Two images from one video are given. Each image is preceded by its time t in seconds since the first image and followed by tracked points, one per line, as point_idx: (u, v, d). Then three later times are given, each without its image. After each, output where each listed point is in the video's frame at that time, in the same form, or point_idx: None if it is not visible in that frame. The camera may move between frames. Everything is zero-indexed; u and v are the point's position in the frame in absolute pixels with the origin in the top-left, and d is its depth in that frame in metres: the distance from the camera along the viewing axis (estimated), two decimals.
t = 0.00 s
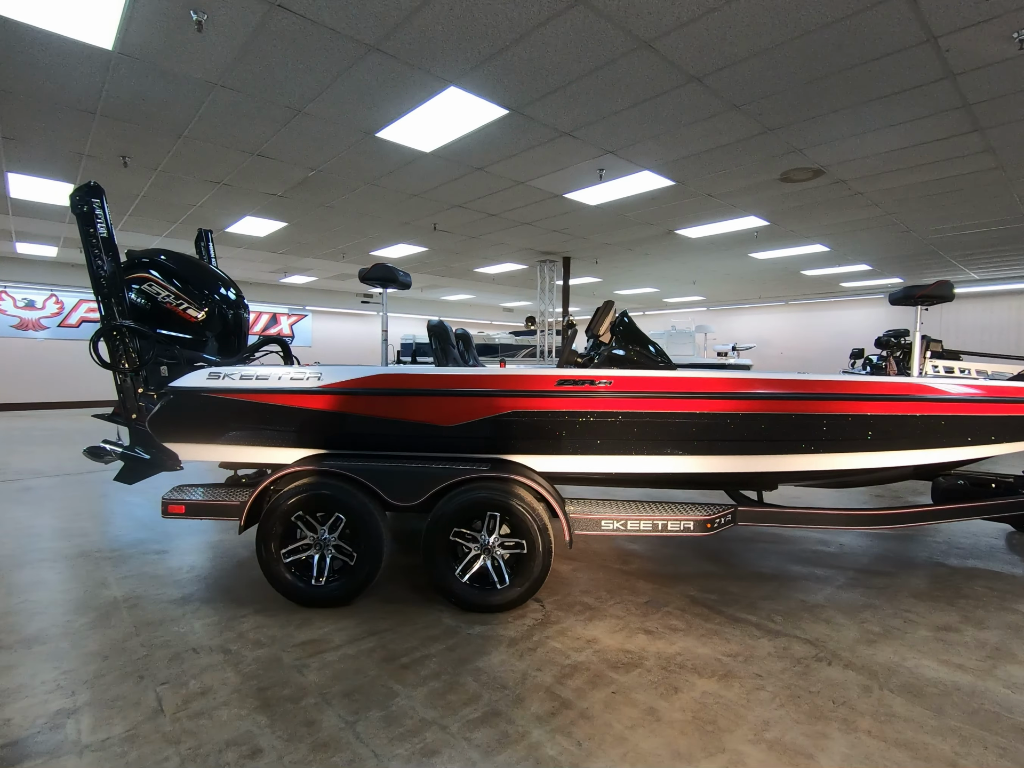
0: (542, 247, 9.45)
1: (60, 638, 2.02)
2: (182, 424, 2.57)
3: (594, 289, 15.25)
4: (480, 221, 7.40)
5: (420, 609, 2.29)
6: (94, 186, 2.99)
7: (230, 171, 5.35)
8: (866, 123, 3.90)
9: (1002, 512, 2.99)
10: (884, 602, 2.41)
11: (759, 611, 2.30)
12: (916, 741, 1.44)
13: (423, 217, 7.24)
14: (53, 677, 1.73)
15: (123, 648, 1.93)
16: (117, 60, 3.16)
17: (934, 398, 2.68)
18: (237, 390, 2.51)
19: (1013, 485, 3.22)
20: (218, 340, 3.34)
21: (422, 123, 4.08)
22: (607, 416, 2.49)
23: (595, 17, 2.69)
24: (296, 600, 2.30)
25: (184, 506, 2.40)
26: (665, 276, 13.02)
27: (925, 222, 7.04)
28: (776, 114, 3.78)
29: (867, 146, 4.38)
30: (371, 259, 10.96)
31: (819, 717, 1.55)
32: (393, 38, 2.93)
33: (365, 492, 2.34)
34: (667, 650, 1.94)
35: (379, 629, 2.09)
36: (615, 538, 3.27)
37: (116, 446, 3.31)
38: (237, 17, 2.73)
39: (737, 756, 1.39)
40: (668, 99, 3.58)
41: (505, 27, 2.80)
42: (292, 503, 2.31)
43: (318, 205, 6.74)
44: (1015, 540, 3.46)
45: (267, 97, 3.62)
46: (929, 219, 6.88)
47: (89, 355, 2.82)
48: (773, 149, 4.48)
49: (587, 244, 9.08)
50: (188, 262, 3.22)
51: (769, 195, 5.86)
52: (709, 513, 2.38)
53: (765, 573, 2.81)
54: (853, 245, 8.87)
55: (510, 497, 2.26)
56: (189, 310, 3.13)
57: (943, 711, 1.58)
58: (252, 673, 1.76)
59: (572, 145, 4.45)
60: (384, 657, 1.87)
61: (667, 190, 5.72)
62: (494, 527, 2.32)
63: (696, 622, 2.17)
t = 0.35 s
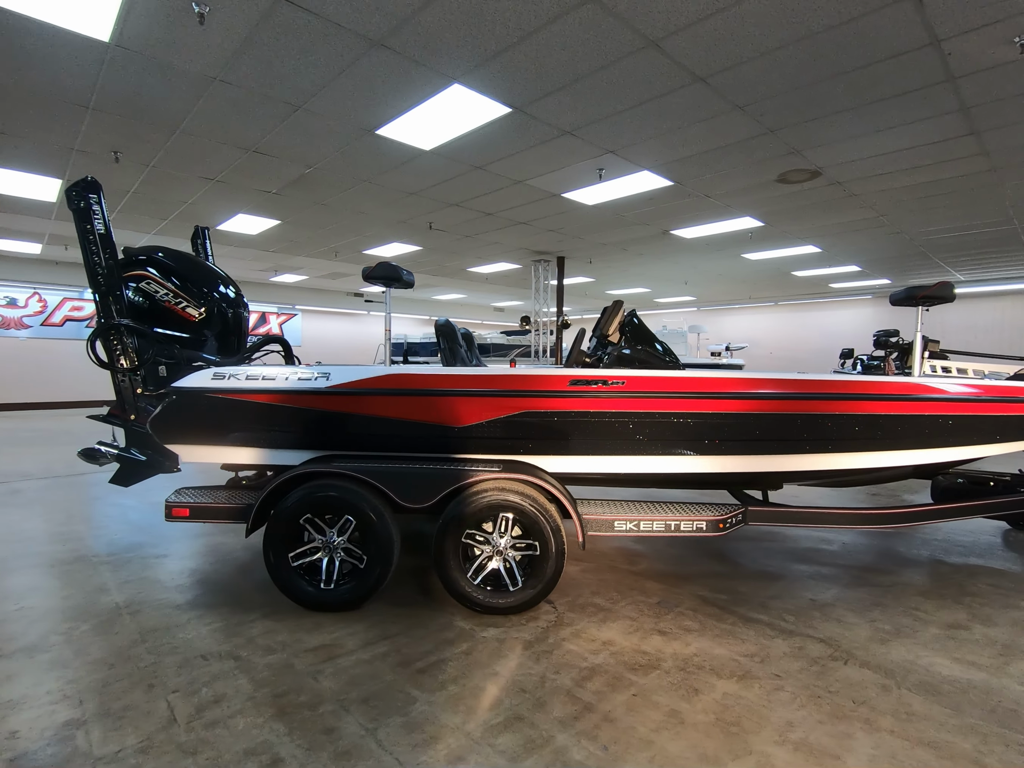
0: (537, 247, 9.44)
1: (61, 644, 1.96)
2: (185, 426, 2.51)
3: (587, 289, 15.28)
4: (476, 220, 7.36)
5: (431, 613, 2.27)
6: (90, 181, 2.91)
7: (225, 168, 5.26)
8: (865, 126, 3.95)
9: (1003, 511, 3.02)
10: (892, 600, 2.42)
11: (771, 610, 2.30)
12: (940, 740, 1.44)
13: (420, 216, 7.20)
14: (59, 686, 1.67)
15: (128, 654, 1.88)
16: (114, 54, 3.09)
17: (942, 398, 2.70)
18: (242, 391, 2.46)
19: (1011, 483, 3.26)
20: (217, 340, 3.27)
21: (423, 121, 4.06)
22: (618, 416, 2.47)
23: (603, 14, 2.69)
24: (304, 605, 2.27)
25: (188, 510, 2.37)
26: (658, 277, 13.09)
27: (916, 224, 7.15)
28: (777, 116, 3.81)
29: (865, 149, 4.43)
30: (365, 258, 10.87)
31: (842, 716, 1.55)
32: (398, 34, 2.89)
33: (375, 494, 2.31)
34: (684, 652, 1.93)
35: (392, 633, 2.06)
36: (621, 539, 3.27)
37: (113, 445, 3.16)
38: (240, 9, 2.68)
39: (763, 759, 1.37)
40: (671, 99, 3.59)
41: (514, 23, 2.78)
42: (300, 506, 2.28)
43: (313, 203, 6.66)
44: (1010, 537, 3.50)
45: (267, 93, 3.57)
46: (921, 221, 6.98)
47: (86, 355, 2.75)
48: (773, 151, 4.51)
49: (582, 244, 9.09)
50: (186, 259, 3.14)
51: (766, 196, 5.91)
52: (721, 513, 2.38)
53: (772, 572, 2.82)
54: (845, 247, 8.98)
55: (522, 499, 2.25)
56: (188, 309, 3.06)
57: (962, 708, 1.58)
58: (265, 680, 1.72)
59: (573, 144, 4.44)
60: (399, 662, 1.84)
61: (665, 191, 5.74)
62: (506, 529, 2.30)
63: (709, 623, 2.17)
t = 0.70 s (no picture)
0: (528, 247, 9.43)
1: (54, 653, 1.90)
2: (181, 429, 2.46)
3: (575, 289, 15.31)
4: (468, 220, 7.33)
5: (435, 617, 2.24)
6: (81, 177, 2.83)
7: (214, 165, 5.17)
8: (857, 130, 4.01)
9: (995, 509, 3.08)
10: (889, 598, 2.46)
11: (773, 610, 2.32)
12: (947, 737, 1.46)
13: (411, 215, 7.15)
14: (55, 697, 1.62)
15: (125, 663, 1.83)
16: (104, 46, 3.00)
17: (938, 399, 2.74)
18: (242, 393, 2.42)
19: (999, 482, 3.33)
20: (210, 340, 3.21)
21: (419, 119, 4.03)
22: (623, 417, 2.47)
23: (604, 15, 2.69)
24: (305, 610, 2.23)
25: (184, 515, 2.32)
26: (647, 278, 13.18)
27: (901, 227, 7.29)
28: (771, 119, 3.85)
29: (854, 153, 4.50)
30: (353, 257, 10.76)
31: (851, 714, 1.56)
32: (397, 31, 2.86)
33: (379, 497, 2.29)
34: (691, 652, 1.93)
35: (397, 638, 2.04)
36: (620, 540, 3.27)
37: (101, 446, 3.04)
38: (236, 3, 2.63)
39: (778, 760, 1.38)
40: (668, 101, 3.61)
41: (514, 22, 2.77)
42: (302, 509, 2.24)
43: (303, 201, 6.58)
44: (998, 534, 3.58)
45: (261, 89, 3.51)
46: (905, 224, 7.11)
47: (74, 355, 2.70)
48: (766, 154, 4.57)
49: (573, 245, 9.11)
50: (176, 258, 3.09)
51: (756, 198, 5.97)
52: (724, 513, 2.40)
53: (771, 571, 2.84)
54: (830, 249, 9.13)
55: (528, 501, 2.24)
56: (181, 308, 3.01)
57: (966, 705, 1.61)
58: (270, 688, 1.69)
59: (569, 145, 4.44)
60: (406, 668, 1.82)
61: (658, 192, 5.77)
62: (510, 532, 2.29)
63: (714, 623, 2.17)
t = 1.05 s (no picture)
0: (516, 247, 9.42)
1: (43, 663, 1.83)
2: (173, 431, 2.40)
3: (561, 289, 15.35)
4: (456, 219, 7.29)
5: (436, 620, 2.23)
6: (65, 170, 2.73)
7: (199, 161, 5.06)
8: (844, 134, 4.08)
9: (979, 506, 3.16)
10: (881, 594, 2.51)
11: (770, 607, 2.35)
12: (948, 730, 1.49)
13: (400, 214, 7.09)
14: (47, 709, 1.56)
15: (120, 671, 1.77)
16: (88, 36, 2.91)
17: (928, 398, 2.80)
18: (238, 393, 2.37)
19: (981, 479, 3.42)
20: (200, 339, 3.13)
21: (411, 118, 4.00)
22: (623, 416, 2.48)
23: (602, 16, 2.70)
24: (303, 614, 2.19)
25: (178, 520, 2.26)
26: (632, 278, 13.29)
27: (882, 230, 7.45)
28: (761, 122, 3.91)
29: (840, 157, 4.59)
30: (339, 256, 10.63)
31: (855, 710, 1.59)
32: (394, 27, 2.83)
33: (379, 498, 2.26)
34: (693, 651, 1.95)
35: (399, 641, 2.01)
36: (616, 539, 3.29)
37: (83, 447, 2.92)
38: None
39: (787, 756, 1.39)
40: (660, 104, 3.64)
41: (512, 21, 2.76)
42: (300, 512, 2.20)
43: (290, 199, 6.47)
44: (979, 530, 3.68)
45: (251, 83, 3.44)
46: (886, 227, 7.28)
47: (60, 356, 2.65)
48: (754, 157, 4.63)
49: (561, 245, 9.14)
50: (165, 254, 3.00)
51: (743, 201, 6.06)
52: (723, 513, 2.44)
53: (765, 569, 2.88)
54: (813, 251, 9.31)
55: (529, 501, 2.23)
56: (170, 306, 2.93)
57: (963, 698, 1.65)
58: (273, 695, 1.65)
59: (561, 145, 4.45)
60: (411, 672, 1.80)
61: (647, 193, 5.82)
62: (511, 532, 2.28)
63: (714, 621, 2.19)
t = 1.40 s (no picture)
0: (503, 246, 9.41)
1: (30, 672, 1.76)
2: (164, 432, 2.34)
3: (546, 289, 15.39)
4: (444, 218, 7.25)
5: (437, 621, 2.21)
6: (48, 163, 2.65)
7: (182, 155, 4.93)
8: (830, 138, 4.17)
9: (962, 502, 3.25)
10: (872, 588, 2.57)
11: (766, 603, 2.39)
12: (946, 720, 1.54)
13: (387, 212, 7.02)
14: (39, 720, 1.51)
15: (113, 679, 1.71)
16: (71, 25, 2.82)
17: (916, 397, 2.87)
18: (234, 393, 2.32)
19: (963, 476, 3.52)
20: (188, 339, 3.06)
21: (402, 114, 3.96)
22: (624, 416, 2.50)
23: (599, 16, 2.71)
24: (301, 618, 2.16)
25: (171, 522, 2.21)
26: (618, 279, 13.40)
27: (861, 233, 7.64)
28: (751, 125, 3.96)
29: (824, 160, 4.69)
30: (322, 254, 10.49)
31: (856, 703, 1.62)
32: (389, 22, 2.80)
33: (379, 500, 2.24)
34: (695, 647, 1.97)
35: (400, 644, 1.99)
36: (611, 538, 3.30)
37: (65, 451, 2.82)
38: None
39: (794, 750, 1.42)
40: (653, 105, 3.67)
41: (508, 19, 2.75)
42: (297, 514, 2.16)
43: (275, 195, 6.36)
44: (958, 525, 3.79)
45: (241, 77, 3.37)
46: (865, 230, 7.47)
47: (44, 355, 2.55)
48: (742, 159, 4.70)
49: (549, 245, 9.16)
50: (151, 251, 2.93)
51: (729, 202, 6.14)
52: (720, 510, 2.47)
53: (758, 565, 2.92)
54: (794, 253, 9.50)
55: (530, 501, 2.23)
56: (158, 304, 2.86)
57: (957, 689, 1.69)
58: (275, 701, 1.62)
59: (553, 144, 4.45)
60: (415, 674, 1.78)
61: (636, 194, 5.86)
62: (512, 533, 2.28)
63: (713, 618, 2.22)
